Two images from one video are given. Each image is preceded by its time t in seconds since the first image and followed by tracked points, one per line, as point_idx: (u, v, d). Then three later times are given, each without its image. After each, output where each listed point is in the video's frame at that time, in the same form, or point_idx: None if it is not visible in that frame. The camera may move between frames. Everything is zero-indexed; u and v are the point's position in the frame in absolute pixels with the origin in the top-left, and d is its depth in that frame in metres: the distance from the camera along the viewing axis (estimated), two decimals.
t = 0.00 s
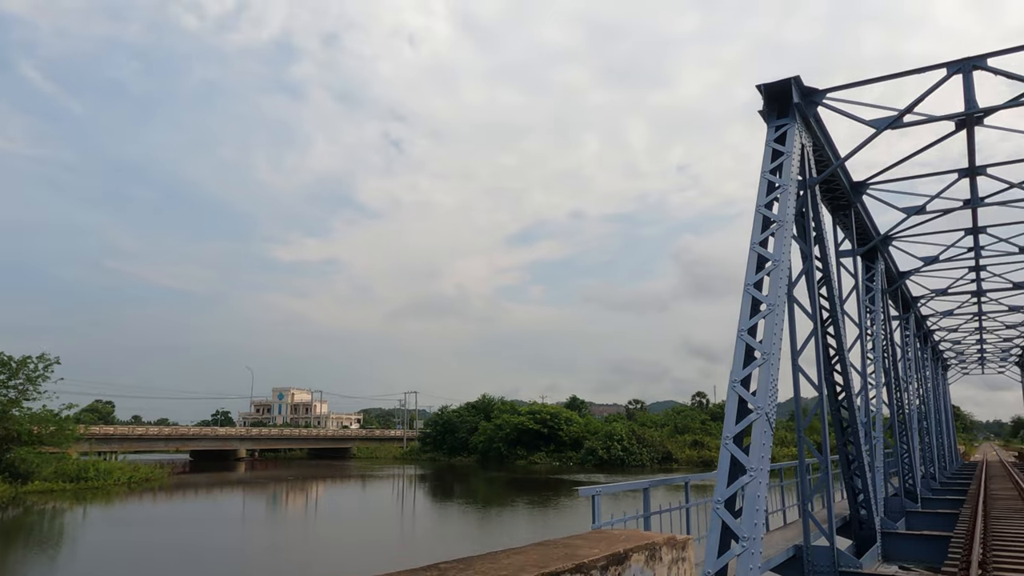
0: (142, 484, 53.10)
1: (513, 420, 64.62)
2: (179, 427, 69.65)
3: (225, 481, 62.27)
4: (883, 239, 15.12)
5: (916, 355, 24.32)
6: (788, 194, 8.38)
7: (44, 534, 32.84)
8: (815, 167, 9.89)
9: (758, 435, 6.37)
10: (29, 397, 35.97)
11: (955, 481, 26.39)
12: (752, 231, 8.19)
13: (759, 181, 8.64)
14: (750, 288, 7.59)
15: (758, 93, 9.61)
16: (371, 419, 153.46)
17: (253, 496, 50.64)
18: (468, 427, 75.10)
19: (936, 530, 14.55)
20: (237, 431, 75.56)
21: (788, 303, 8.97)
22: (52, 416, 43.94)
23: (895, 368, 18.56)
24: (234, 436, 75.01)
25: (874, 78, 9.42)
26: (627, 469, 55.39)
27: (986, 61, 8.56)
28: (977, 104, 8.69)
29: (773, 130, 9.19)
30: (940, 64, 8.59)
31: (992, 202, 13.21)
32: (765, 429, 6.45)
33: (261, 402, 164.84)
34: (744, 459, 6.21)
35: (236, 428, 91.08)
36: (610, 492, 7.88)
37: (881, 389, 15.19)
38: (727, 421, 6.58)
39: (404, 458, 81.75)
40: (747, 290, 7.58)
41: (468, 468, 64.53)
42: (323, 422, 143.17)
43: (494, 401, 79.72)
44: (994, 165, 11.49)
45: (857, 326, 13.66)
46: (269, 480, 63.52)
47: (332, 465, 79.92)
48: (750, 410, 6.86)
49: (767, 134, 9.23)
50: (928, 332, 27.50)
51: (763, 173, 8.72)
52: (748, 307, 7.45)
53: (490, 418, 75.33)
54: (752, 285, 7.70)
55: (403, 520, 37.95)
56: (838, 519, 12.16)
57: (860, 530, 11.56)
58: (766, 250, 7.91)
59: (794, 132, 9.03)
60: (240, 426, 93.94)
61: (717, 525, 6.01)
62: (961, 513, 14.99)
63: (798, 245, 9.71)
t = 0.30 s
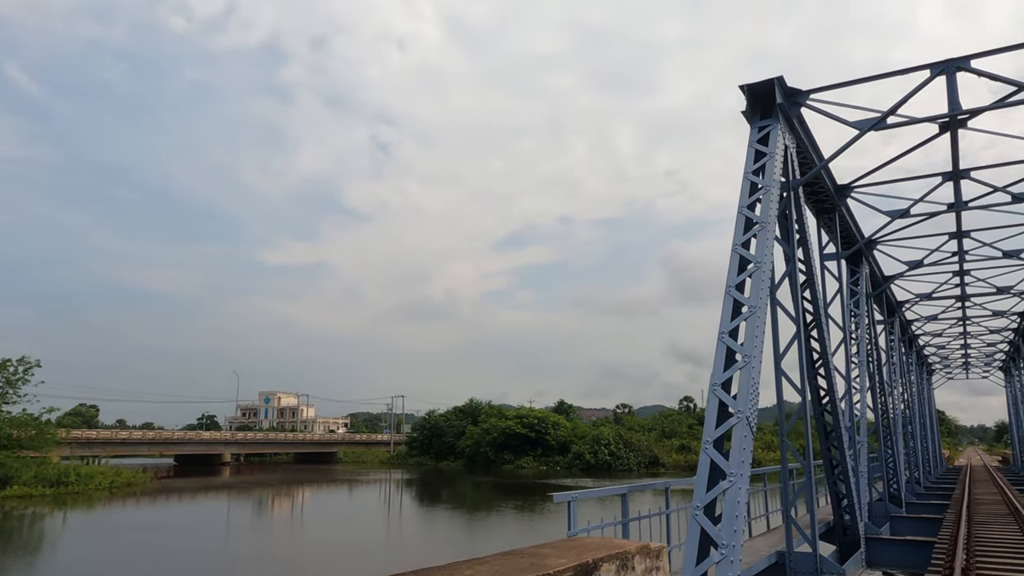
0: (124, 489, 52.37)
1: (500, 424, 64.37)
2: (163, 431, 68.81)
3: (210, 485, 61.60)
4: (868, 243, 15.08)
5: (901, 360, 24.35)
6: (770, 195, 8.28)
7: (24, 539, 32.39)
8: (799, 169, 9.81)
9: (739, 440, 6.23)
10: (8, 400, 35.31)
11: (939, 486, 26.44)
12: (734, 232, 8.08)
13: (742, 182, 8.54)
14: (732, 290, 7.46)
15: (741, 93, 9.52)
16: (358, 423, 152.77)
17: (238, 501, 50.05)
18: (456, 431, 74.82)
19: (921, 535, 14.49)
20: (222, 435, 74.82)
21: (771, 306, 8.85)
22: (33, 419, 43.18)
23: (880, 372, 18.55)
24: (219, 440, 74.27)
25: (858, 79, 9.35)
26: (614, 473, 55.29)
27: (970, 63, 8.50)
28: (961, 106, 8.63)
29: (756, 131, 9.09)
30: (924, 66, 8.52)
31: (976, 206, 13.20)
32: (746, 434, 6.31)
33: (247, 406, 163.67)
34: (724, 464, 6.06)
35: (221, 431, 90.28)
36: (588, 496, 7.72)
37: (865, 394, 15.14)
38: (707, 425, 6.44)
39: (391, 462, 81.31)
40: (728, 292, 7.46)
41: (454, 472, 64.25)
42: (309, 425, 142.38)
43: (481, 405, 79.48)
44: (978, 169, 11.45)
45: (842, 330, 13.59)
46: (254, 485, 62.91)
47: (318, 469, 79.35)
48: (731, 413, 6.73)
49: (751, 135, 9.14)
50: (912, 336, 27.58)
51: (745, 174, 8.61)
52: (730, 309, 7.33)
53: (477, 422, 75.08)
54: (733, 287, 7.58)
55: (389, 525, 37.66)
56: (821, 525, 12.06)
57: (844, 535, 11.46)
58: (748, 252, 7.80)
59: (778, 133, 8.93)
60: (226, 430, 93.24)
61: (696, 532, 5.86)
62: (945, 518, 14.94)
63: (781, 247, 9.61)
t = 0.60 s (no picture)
0: (100, 493, 51.56)
1: (483, 427, 64.12)
2: (141, 434, 67.97)
3: (189, 489, 60.83)
4: (846, 245, 15.06)
5: (879, 363, 24.40)
6: (745, 193, 8.16)
7: None
8: (775, 168, 9.71)
9: (709, 442, 6.10)
10: None
11: (917, 489, 26.51)
12: (708, 231, 7.95)
13: (716, 180, 8.41)
14: (705, 289, 7.33)
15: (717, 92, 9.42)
16: (340, 426, 151.86)
17: (217, 505, 49.42)
18: (438, 434, 74.40)
19: (898, 539, 14.43)
20: (202, 438, 74.00)
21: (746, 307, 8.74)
22: (6, 422, 42.43)
23: (858, 375, 18.54)
24: (198, 443, 73.46)
25: (834, 79, 9.26)
26: (596, 477, 55.23)
27: (945, 62, 8.44)
28: (936, 106, 8.57)
29: (731, 129, 8.99)
30: (899, 65, 8.44)
31: (953, 209, 13.19)
32: (716, 436, 6.18)
33: (228, 409, 162.22)
34: (694, 467, 5.92)
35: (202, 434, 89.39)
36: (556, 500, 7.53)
37: (843, 397, 15.09)
38: (677, 426, 6.30)
39: (373, 465, 80.81)
40: (701, 291, 7.32)
41: (437, 476, 63.85)
42: (291, 428, 141.27)
43: (464, 408, 79.13)
44: (954, 170, 11.43)
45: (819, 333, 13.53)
46: (233, 488, 62.20)
47: (299, 473, 78.72)
48: (702, 416, 6.59)
49: (726, 133, 9.03)
50: (891, 339, 27.68)
51: (720, 172, 8.50)
52: (703, 309, 7.20)
53: (460, 425, 74.81)
54: (706, 287, 7.45)
55: (370, 529, 37.27)
56: (798, 528, 11.96)
57: (821, 539, 11.36)
58: (721, 251, 7.67)
59: (753, 132, 8.84)
60: (206, 433, 92.21)
61: (664, 537, 5.71)
62: (922, 521, 14.91)
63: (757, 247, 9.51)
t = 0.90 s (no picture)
0: (72, 497, 50.60)
1: (462, 431, 63.80)
2: (116, 437, 66.94)
3: (164, 493, 59.91)
4: (821, 249, 15.05)
5: (855, 368, 24.50)
6: (717, 195, 8.05)
7: None
8: (748, 171, 9.63)
9: (675, 447, 5.95)
10: None
11: (892, 493, 26.64)
12: (678, 232, 7.83)
13: (688, 181, 8.30)
14: (674, 292, 7.19)
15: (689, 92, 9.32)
16: (320, 430, 150.74)
17: (192, 509, 48.69)
18: (418, 438, 73.95)
19: (871, 544, 14.41)
20: (178, 441, 73.02)
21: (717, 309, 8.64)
22: None
23: (833, 380, 18.55)
24: (174, 446, 72.47)
25: (807, 81, 9.20)
26: (576, 481, 55.15)
27: (916, 65, 8.40)
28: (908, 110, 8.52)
29: (704, 130, 8.89)
30: (872, 67, 8.39)
31: (926, 214, 13.23)
32: (683, 441, 6.04)
33: (206, 412, 160.47)
34: (659, 472, 5.79)
35: (178, 438, 88.25)
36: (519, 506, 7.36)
37: (818, 402, 15.07)
38: (644, 431, 6.15)
39: (352, 469, 80.19)
40: (671, 293, 7.19)
41: (416, 479, 63.48)
42: (270, 432, 140.04)
43: (444, 411, 78.75)
44: (927, 175, 11.43)
45: (793, 337, 13.49)
46: (209, 492, 61.36)
47: (277, 477, 77.92)
48: (669, 420, 6.45)
49: (698, 134, 8.93)
50: (867, 344, 27.82)
51: (692, 173, 8.38)
52: (672, 311, 7.06)
53: (440, 429, 74.45)
54: (676, 289, 7.31)
55: (348, 534, 36.88)
56: (771, 533, 11.88)
57: (793, 544, 11.29)
58: (692, 253, 7.55)
59: (725, 133, 8.74)
60: (182, 436, 91.12)
61: (628, 544, 5.58)
62: (895, 526, 14.92)
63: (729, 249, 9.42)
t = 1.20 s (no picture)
0: (42, 501, 49.52)
1: (441, 433, 63.46)
2: (88, 439, 65.73)
3: (137, 496, 58.87)
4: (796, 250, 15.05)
5: (831, 369, 24.58)
6: (690, 193, 7.93)
7: None
8: (723, 168, 9.54)
9: (645, 447, 5.80)
10: None
11: (866, 494, 26.77)
12: (651, 230, 7.70)
13: (662, 178, 8.18)
14: (646, 289, 7.05)
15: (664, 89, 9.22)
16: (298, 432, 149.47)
17: (167, 512, 47.88)
18: (396, 440, 73.41)
19: (845, 546, 14.40)
20: (153, 443, 71.87)
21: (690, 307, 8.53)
22: None
23: (808, 382, 18.56)
24: (148, 448, 71.38)
25: (782, 79, 9.13)
26: (554, 483, 55.02)
27: (891, 64, 8.35)
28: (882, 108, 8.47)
29: (678, 127, 8.78)
30: (846, 65, 8.33)
31: (901, 215, 13.25)
32: (652, 441, 5.89)
33: (182, 414, 158.55)
34: (628, 473, 5.65)
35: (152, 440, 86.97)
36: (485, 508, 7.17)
37: (792, 403, 15.05)
38: (613, 430, 6.00)
39: (329, 471, 79.48)
40: (643, 290, 7.05)
41: (394, 482, 63.03)
42: (246, 433, 138.59)
43: (422, 413, 78.31)
44: (902, 176, 11.42)
45: (768, 337, 13.44)
46: (184, 495, 60.43)
47: (253, 479, 77.03)
48: (639, 419, 6.31)
49: (673, 131, 8.82)
50: (843, 346, 27.96)
51: (665, 170, 8.26)
52: (643, 309, 6.92)
53: (418, 431, 74.05)
54: (648, 287, 7.17)
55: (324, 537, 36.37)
56: (744, 535, 11.80)
57: (767, 546, 11.21)
58: (664, 250, 7.42)
59: (700, 130, 8.65)
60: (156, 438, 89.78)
61: (594, 547, 5.42)
62: (868, 527, 14.94)
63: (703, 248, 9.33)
